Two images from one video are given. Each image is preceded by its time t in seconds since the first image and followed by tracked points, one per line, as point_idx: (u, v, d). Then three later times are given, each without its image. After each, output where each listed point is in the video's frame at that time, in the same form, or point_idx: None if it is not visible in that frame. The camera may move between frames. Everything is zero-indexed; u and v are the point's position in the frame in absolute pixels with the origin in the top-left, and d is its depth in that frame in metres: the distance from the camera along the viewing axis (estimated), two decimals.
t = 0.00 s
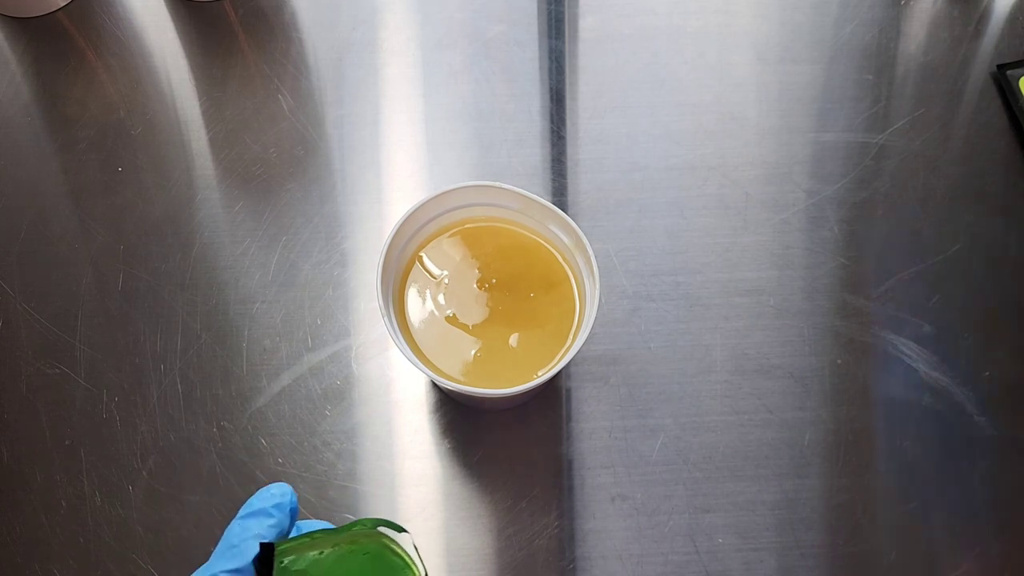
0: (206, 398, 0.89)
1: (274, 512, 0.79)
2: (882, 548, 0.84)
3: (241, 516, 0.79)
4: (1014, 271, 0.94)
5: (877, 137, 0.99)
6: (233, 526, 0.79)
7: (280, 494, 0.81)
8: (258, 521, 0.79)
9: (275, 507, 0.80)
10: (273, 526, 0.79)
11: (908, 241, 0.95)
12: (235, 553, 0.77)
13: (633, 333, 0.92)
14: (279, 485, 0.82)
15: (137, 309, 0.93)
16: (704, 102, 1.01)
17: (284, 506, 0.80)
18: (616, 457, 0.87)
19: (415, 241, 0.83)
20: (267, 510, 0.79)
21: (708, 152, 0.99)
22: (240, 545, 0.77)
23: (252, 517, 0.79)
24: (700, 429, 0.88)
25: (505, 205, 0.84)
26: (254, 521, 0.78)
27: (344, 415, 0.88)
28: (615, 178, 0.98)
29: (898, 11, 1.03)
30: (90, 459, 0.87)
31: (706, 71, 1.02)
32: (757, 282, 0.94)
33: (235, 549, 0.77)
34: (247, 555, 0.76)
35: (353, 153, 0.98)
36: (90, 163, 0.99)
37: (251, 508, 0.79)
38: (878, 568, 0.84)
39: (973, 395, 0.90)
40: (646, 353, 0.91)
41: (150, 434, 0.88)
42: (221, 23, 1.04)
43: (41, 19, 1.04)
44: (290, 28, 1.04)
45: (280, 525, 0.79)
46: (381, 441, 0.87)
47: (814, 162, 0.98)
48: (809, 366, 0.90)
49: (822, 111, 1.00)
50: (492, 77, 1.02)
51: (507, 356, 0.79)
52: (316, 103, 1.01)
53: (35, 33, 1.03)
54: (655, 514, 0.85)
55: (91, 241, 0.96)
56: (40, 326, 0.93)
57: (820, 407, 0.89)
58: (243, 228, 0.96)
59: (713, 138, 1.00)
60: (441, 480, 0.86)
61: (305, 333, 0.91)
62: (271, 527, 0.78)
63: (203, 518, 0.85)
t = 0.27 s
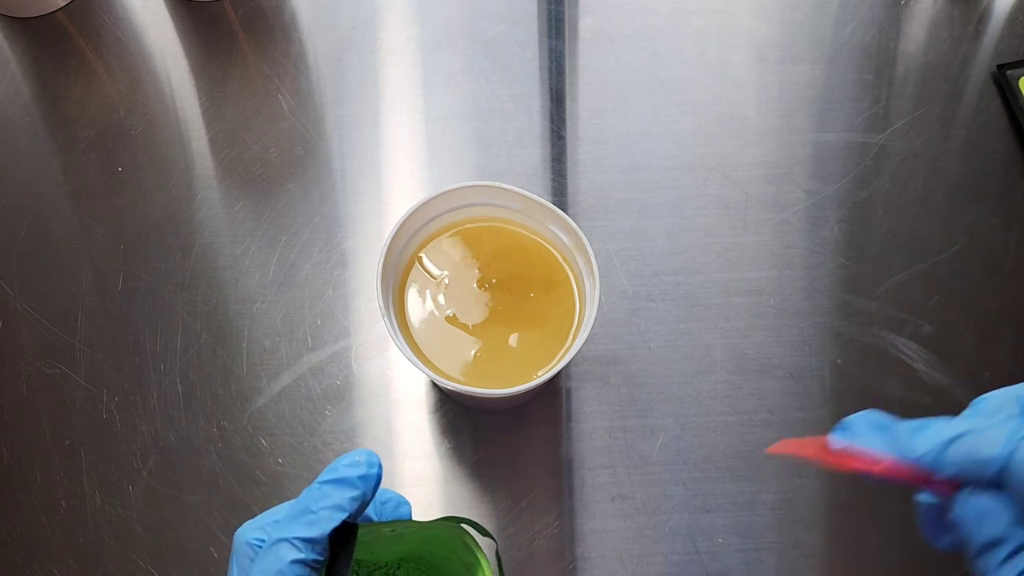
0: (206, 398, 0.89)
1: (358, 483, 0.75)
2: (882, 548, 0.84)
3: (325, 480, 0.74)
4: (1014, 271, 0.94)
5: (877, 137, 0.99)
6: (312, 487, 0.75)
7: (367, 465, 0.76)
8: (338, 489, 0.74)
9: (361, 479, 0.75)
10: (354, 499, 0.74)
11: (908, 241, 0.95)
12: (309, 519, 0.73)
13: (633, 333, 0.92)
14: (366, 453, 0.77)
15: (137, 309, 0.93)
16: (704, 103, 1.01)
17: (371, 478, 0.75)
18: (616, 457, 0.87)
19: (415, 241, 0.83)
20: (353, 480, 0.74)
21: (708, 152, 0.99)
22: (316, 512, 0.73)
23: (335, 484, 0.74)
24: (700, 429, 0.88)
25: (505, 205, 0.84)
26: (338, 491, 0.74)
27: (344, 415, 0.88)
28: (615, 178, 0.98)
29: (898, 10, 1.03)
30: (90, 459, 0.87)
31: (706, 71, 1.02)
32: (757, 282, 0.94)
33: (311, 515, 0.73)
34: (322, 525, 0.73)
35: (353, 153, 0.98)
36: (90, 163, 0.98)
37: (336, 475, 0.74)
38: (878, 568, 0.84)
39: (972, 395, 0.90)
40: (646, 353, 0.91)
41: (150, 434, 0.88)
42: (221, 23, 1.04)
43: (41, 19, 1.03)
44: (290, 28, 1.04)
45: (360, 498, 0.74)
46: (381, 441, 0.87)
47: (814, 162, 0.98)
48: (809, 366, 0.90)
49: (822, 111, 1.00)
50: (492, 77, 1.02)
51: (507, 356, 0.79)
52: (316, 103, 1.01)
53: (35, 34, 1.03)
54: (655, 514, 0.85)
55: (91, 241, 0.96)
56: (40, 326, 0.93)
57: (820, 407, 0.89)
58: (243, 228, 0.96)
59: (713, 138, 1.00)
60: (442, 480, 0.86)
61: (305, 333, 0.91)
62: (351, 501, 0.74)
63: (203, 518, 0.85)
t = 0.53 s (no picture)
0: (206, 398, 0.89)
1: (365, 531, 0.73)
2: (882, 548, 0.84)
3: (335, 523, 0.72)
4: (1014, 271, 0.94)
5: (877, 137, 0.99)
6: (316, 528, 0.72)
7: (378, 511, 0.74)
8: (345, 535, 0.73)
9: (369, 527, 0.73)
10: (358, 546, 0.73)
11: (908, 242, 0.95)
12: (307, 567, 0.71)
13: (633, 333, 0.92)
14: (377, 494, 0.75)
15: (137, 309, 0.93)
16: (704, 102, 1.01)
17: (379, 526, 0.74)
18: (616, 457, 0.87)
19: (415, 242, 0.83)
20: (361, 529, 0.73)
21: (708, 152, 0.99)
22: (317, 559, 0.71)
23: (344, 530, 0.73)
24: (700, 429, 0.88)
25: (504, 205, 0.84)
26: (341, 539, 0.72)
27: (344, 415, 0.88)
28: (615, 178, 0.98)
29: (898, 10, 1.03)
30: (90, 459, 0.87)
31: (706, 71, 1.02)
32: (758, 282, 0.94)
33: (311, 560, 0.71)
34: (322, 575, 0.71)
35: (353, 153, 0.98)
36: (90, 163, 0.99)
37: (345, 521, 0.72)
38: (878, 568, 0.84)
39: (972, 395, 0.90)
40: (646, 353, 0.91)
41: (150, 434, 0.88)
42: (221, 23, 1.04)
43: (41, 19, 1.03)
44: (290, 28, 1.04)
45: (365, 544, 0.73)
46: (381, 441, 0.87)
47: (814, 162, 0.98)
48: (809, 366, 0.90)
49: (822, 111, 1.00)
50: (492, 77, 1.02)
51: (507, 356, 0.79)
52: (316, 103, 1.01)
53: (35, 33, 1.03)
54: (655, 514, 0.85)
55: (91, 241, 0.96)
56: (40, 326, 0.93)
57: (820, 407, 0.89)
58: (243, 228, 0.96)
59: (713, 138, 1.00)
60: (442, 480, 0.86)
61: (305, 333, 0.91)
62: (355, 550, 0.73)
63: (203, 518, 0.85)
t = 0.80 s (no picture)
0: (206, 398, 0.89)
1: (355, 536, 0.69)
2: (882, 548, 0.84)
3: (325, 528, 0.68)
4: (1014, 271, 0.94)
5: (877, 137, 0.99)
6: (305, 530, 0.67)
7: (370, 516, 0.70)
8: (334, 539, 0.68)
9: (360, 532, 0.69)
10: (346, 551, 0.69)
11: (908, 242, 0.95)
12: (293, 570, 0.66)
13: (633, 333, 0.92)
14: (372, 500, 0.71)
15: (137, 309, 0.93)
16: (704, 102, 1.01)
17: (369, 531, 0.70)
18: (616, 457, 0.87)
19: (415, 242, 0.83)
20: (352, 533, 0.69)
21: (708, 152, 0.99)
22: (303, 563, 0.66)
23: (334, 535, 0.68)
24: (700, 429, 0.88)
25: (504, 205, 0.84)
26: (330, 543, 0.68)
27: (344, 415, 0.88)
28: (615, 178, 0.98)
29: (898, 10, 1.03)
30: (90, 459, 0.87)
31: (706, 71, 1.02)
32: (758, 282, 0.94)
33: (297, 563, 0.66)
34: None
35: (353, 153, 0.98)
36: (90, 163, 0.99)
37: (337, 524, 0.68)
38: (878, 568, 0.84)
39: (972, 395, 0.90)
40: (646, 353, 0.91)
41: (149, 434, 0.88)
42: (221, 23, 1.04)
43: (41, 19, 1.03)
44: (290, 28, 1.04)
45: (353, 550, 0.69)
46: (381, 441, 0.87)
47: (814, 162, 0.98)
48: (809, 366, 0.90)
49: (822, 111, 1.00)
50: (492, 77, 1.02)
51: (507, 356, 0.79)
52: (316, 103, 1.01)
53: (35, 34, 1.03)
54: (655, 515, 0.85)
55: (91, 241, 0.96)
56: (40, 326, 0.93)
57: (820, 407, 0.89)
58: (243, 229, 0.96)
59: (713, 138, 1.00)
60: (441, 480, 0.86)
61: (305, 333, 0.91)
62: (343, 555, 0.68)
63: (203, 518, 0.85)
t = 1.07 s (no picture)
0: (206, 398, 0.89)
1: (395, 530, 0.69)
2: (882, 548, 0.84)
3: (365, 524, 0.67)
4: (1014, 271, 0.94)
5: (877, 137, 0.99)
6: (348, 526, 0.67)
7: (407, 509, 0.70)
8: (374, 534, 0.68)
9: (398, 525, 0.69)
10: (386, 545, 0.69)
11: (908, 242, 0.95)
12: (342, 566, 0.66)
13: (633, 333, 0.92)
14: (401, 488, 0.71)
15: (137, 309, 0.93)
16: (704, 102, 1.01)
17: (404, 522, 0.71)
18: (616, 457, 0.87)
19: (415, 242, 0.83)
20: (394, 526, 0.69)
21: (709, 152, 0.99)
22: (351, 558, 0.66)
23: (372, 530, 0.68)
24: (700, 429, 0.88)
25: (504, 205, 0.84)
26: (374, 537, 0.68)
27: (344, 414, 0.88)
28: (615, 178, 0.98)
29: (898, 11, 1.03)
30: (90, 459, 0.87)
31: (706, 71, 1.02)
32: (758, 282, 0.94)
33: (343, 558, 0.66)
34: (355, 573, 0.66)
35: (353, 153, 0.98)
36: (90, 163, 0.99)
37: (377, 519, 0.68)
38: (878, 568, 0.84)
39: (972, 395, 0.90)
40: (646, 353, 0.91)
41: (149, 434, 0.88)
42: (220, 23, 1.04)
43: (41, 19, 1.03)
44: (290, 28, 1.04)
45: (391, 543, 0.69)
46: (381, 441, 0.87)
47: (814, 162, 0.98)
48: (809, 366, 0.90)
49: (822, 111, 1.00)
50: (492, 77, 1.02)
51: (507, 356, 0.79)
52: (316, 103, 1.01)
53: (35, 33, 1.03)
54: (655, 515, 0.85)
55: (91, 241, 0.96)
56: (40, 326, 0.93)
57: (820, 407, 0.89)
58: (242, 229, 0.96)
59: (713, 138, 1.00)
60: (441, 480, 0.86)
61: (305, 333, 0.91)
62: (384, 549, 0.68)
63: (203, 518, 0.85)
